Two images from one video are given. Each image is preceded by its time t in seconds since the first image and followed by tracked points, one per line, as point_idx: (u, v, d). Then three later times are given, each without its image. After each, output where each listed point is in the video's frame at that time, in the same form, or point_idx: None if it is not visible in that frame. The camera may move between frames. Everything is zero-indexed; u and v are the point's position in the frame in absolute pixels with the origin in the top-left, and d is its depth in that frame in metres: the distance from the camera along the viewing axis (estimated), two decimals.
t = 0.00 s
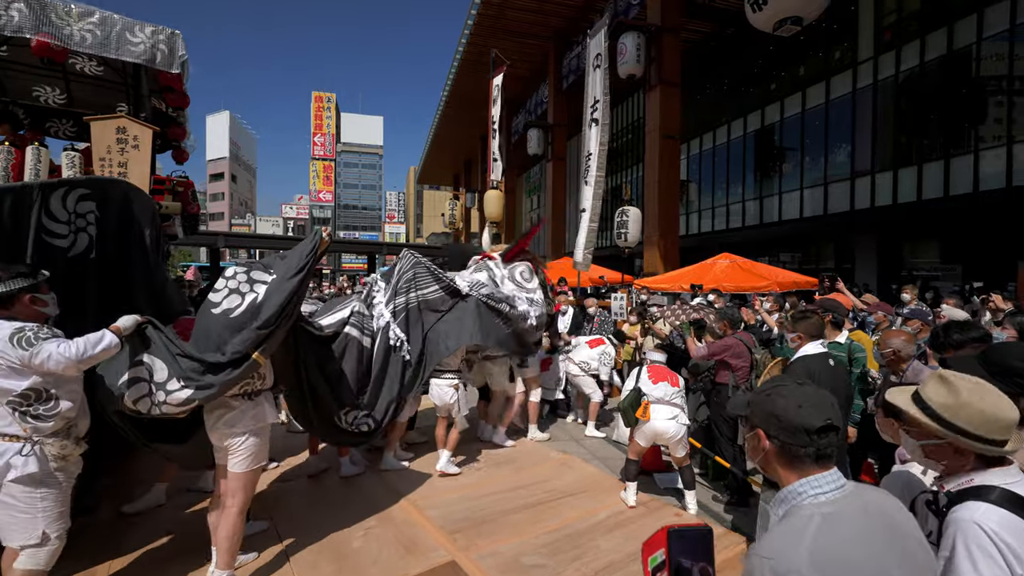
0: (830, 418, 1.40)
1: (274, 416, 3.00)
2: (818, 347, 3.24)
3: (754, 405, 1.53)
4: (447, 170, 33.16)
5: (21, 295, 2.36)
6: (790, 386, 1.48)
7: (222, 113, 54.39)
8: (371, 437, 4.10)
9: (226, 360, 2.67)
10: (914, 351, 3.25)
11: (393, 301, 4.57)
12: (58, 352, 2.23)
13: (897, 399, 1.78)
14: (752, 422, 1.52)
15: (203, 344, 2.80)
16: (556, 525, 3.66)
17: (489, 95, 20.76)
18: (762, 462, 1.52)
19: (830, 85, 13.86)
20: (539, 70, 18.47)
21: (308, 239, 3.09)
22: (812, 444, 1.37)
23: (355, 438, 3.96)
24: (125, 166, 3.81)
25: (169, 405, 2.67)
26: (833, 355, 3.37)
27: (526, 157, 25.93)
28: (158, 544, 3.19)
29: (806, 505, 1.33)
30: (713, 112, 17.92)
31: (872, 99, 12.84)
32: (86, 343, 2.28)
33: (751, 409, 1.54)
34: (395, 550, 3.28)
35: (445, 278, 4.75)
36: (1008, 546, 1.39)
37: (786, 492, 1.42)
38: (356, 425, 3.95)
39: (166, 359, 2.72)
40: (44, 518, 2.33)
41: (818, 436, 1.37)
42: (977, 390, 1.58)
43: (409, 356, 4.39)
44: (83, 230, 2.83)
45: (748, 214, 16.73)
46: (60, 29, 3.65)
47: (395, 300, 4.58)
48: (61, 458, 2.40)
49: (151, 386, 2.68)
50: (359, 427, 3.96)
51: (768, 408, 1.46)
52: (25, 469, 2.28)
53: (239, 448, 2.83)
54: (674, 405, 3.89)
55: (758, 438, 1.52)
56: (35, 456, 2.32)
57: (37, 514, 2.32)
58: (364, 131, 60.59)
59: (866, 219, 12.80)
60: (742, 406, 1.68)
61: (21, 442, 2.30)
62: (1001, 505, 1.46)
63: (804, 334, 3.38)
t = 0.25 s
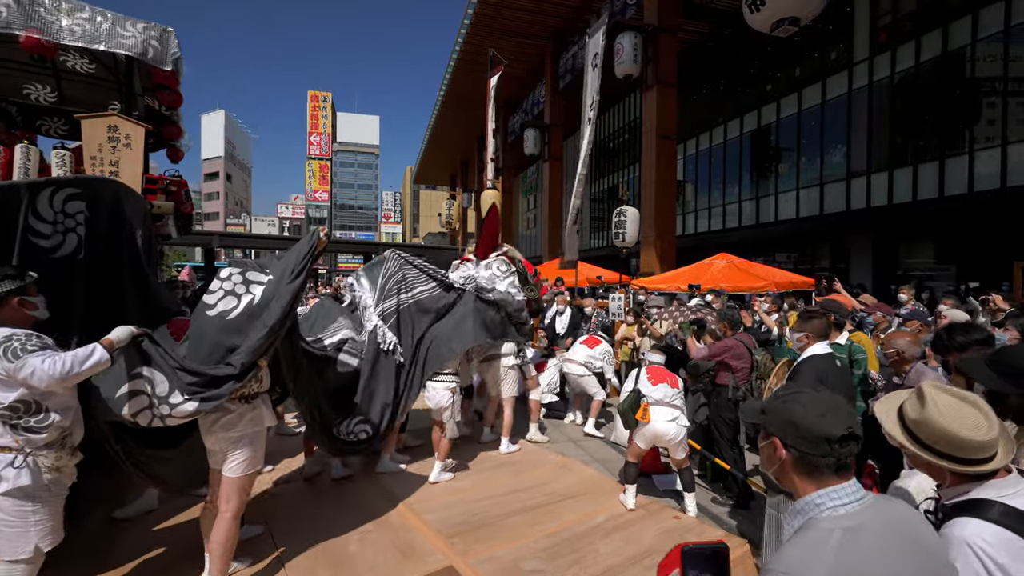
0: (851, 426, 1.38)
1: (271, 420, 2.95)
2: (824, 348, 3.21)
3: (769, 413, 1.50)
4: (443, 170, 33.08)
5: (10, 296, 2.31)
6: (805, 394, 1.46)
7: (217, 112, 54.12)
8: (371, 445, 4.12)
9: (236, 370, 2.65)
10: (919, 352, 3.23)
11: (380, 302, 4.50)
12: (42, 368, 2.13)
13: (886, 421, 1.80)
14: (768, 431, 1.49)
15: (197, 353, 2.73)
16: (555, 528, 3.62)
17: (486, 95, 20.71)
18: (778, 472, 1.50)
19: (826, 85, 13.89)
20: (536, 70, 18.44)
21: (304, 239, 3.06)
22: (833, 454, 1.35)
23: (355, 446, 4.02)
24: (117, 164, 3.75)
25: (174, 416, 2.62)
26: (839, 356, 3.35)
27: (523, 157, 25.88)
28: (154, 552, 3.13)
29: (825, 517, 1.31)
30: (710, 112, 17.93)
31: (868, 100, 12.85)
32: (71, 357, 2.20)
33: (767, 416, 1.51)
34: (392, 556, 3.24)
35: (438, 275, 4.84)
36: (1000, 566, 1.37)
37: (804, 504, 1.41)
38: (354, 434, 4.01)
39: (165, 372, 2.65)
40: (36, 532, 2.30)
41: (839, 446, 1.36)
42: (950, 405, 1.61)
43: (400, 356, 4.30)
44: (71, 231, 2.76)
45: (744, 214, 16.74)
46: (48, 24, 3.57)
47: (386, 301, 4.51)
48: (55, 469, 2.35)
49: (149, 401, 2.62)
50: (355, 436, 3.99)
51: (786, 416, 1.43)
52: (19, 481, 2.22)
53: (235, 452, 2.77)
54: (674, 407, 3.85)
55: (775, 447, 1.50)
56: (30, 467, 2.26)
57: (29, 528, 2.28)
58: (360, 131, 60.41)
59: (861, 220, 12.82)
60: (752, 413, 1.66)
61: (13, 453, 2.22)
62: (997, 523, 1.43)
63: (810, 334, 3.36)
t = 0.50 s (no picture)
0: (869, 433, 1.39)
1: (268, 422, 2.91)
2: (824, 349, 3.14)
3: (785, 419, 1.51)
4: (440, 170, 33.01)
5: None
6: (822, 401, 1.48)
7: (213, 111, 53.87)
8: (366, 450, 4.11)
9: (239, 375, 2.61)
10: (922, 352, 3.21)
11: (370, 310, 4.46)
12: (16, 382, 2.07)
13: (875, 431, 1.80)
14: (784, 438, 1.50)
15: (192, 359, 2.67)
16: (553, 531, 3.58)
17: (482, 95, 20.66)
18: (791, 480, 1.51)
19: (822, 86, 13.91)
20: (533, 69, 18.41)
21: (302, 239, 3.02)
22: (851, 461, 1.35)
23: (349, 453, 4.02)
24: (109, 163, 3.69)
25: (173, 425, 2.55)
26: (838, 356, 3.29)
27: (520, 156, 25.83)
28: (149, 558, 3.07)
29: (841, 528, 1.31)
30: (707, 112, 17.94)
31: (864, 100, 12.87)
32: (49, 371, 2.13)
33: (784, 422, 1.51)
34: (389, 560, 3.20)
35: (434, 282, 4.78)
36: None
37: (818, 512, 1.41)
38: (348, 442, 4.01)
39: (158, 383, 2.55)
40: (14, 549, 2.27)
41: (857, 453, 1.36)
42: (931, 413, 1.61)
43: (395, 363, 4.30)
44: (59, 231, 2.71)
45: (741, 214, 16.76)
46: (38, 19, 3.52)
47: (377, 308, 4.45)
48: (41, 480, 2.32)
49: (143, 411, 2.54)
50: (350, 444, 4.01)
51: (803, 423, 1.45)
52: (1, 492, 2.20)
53: (232, 456, 2.73)
54: (673, 408, 3.83)
55: (789, 454, 1.50)
56: (12, 478, 2.24)
57: (7, 544, 2.25)
58: (357, 130, 60.25)
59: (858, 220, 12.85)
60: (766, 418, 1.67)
61: None
62: (990, 537, 1.40)
63: (809, 334, 3.28)
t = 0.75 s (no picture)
0: (882, 439, 1.37)
1: (266, 425, 2.88)
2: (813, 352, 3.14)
3: (794, 424, 1.49)
4: (437, 170, 32.95)
5: None
6: (832, 405, 1.45)
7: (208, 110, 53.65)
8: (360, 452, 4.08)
9: (234, 376, 2.58)
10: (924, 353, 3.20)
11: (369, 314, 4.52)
12: (0, 378, 2.02)
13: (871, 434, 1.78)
14: (794, 443, 1.48)
15: (189, 361, 2.65)
16: (552, 533, 3.56)
17: (480, 95, 20.63)
18: (800, 485, 1.51)
19: (818, 86, 13.94)
20: (530, 69, 18.39)
21: (301, 241, 2.98)
22: (863, 468, 1.34)
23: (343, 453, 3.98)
24: (104, 162, 3.65)
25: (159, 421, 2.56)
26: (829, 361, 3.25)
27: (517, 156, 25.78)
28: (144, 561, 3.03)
29: (852, 535, 1.31)
30: (704, 112, 17.97)
31: (860, 101, 12.90)
32: (35, 365, 2.09)
33: (792, 428, 1.50)
34: (387, 562, 3.18)
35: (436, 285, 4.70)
36: None
37: (827, 518, 1.40)
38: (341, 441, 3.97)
39: (148, 378, 2.53)
40: (12, 554, 2.22)
41: (869, 460, 1.34)
42: (926, 415, 1.59)
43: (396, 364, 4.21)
44: (50, 230, 2.68)
45: (738, 214, 16.77)
46: (31, 17, 3.49)
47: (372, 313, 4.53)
48: (35, 481, 2.26)
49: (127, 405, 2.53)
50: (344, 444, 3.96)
51: (813, 428, 1.43)
52: None
53: (230, 459, 2.71)
54: (673, 409, 3.82)
55: (799, 460, 1.49)
56: (7, 482, 2.17)
57: (4, 549, 2.20)
58: (354, 130, 60.12)
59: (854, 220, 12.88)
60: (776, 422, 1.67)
61: None
62: (986, 541, 1.39)
63: (798, 338, 3.23)
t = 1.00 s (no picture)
0: (884, 445, 1.37)
1: (264, 428, 2.86)
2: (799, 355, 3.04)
3: (795, 430, 1.49)
4: (434, 169, 32.88)
5: None
6: (835, 411, 1.45)
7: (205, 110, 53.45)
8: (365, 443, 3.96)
9: (233, 380, 2.55)
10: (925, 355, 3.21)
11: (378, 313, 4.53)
12: None
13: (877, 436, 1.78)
14: (796, 450, 1.48)
15: (185, 365, 2.62)
16: (551, 535, 3.55)
17: (477, 94, 20.61)
18: (802, 492, 1.50)
19: (815, 87, 13.97)
20: (527, 69, 18.38)
21: (300, 242, 2.97)
22: (866, 473, 1.34)
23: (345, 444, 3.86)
24: (99, 162, 3.63)
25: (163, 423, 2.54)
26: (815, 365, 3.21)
27: (514, 156, 25.77)
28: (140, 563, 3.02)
29: (855, 542, 1.31)
30: (701, 112, 17.99)
31: (857, 101, 12.94)
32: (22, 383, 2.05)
33: (794, 433, 1.50)
34: (385, 564, 3.16)
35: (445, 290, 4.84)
36: None
37: (829, 524, 1.40)
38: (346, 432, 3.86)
39: (150, 388, 2.49)
40: (13, 554, 2.21)
41: (873, 465, 1.35)
42: (931, 417, 1.60)
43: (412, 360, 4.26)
44: (45, 232, 2.66)
45: (735, 214, 16.79)
46: (26, 16, 3.44)
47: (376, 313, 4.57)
48: (30, 483, 2.25)
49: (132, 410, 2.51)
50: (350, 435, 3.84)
51: (816, 433, 1.43)
52: None
53: (226, 462, 2.69)
54: (671, 411, 3.82)
55: (802, 466, 1.49)
56: (3, 485, 2.16)
57: (4, 550, 2.19)
58: (351, 129, 60.01)
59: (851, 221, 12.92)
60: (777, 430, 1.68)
61: None
62: (989, 542, 1.39)
63: (782, 341, 3.27)
